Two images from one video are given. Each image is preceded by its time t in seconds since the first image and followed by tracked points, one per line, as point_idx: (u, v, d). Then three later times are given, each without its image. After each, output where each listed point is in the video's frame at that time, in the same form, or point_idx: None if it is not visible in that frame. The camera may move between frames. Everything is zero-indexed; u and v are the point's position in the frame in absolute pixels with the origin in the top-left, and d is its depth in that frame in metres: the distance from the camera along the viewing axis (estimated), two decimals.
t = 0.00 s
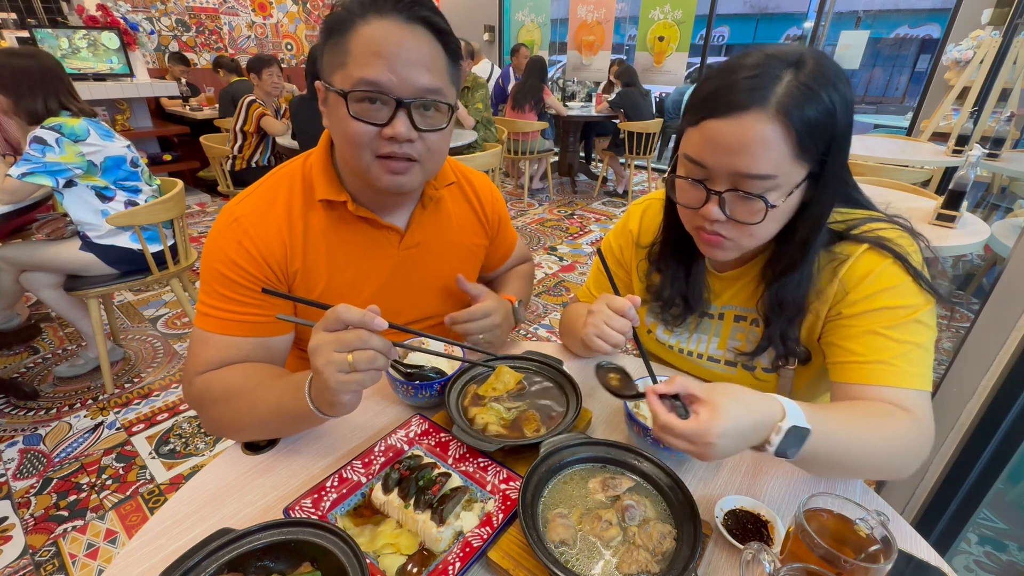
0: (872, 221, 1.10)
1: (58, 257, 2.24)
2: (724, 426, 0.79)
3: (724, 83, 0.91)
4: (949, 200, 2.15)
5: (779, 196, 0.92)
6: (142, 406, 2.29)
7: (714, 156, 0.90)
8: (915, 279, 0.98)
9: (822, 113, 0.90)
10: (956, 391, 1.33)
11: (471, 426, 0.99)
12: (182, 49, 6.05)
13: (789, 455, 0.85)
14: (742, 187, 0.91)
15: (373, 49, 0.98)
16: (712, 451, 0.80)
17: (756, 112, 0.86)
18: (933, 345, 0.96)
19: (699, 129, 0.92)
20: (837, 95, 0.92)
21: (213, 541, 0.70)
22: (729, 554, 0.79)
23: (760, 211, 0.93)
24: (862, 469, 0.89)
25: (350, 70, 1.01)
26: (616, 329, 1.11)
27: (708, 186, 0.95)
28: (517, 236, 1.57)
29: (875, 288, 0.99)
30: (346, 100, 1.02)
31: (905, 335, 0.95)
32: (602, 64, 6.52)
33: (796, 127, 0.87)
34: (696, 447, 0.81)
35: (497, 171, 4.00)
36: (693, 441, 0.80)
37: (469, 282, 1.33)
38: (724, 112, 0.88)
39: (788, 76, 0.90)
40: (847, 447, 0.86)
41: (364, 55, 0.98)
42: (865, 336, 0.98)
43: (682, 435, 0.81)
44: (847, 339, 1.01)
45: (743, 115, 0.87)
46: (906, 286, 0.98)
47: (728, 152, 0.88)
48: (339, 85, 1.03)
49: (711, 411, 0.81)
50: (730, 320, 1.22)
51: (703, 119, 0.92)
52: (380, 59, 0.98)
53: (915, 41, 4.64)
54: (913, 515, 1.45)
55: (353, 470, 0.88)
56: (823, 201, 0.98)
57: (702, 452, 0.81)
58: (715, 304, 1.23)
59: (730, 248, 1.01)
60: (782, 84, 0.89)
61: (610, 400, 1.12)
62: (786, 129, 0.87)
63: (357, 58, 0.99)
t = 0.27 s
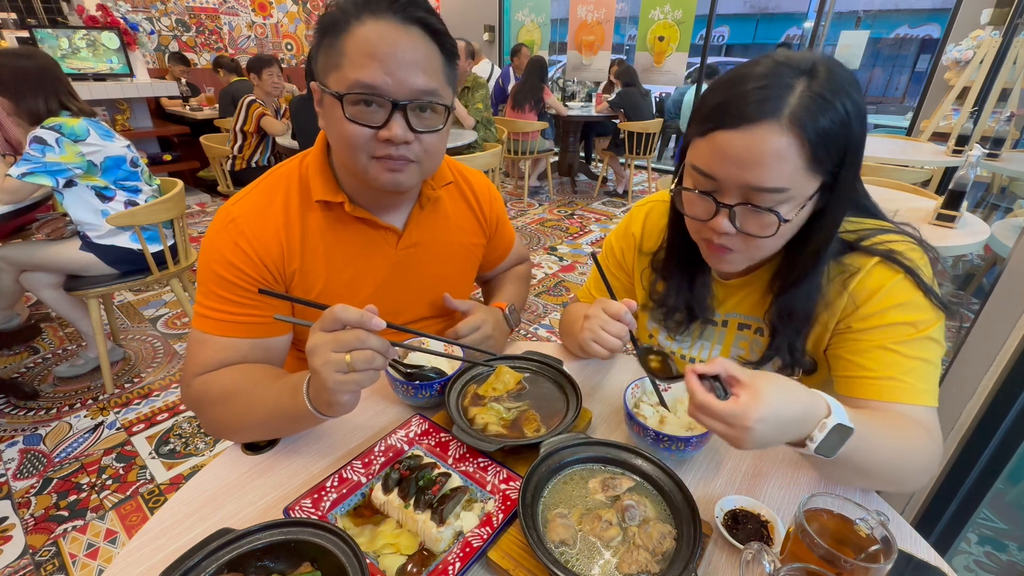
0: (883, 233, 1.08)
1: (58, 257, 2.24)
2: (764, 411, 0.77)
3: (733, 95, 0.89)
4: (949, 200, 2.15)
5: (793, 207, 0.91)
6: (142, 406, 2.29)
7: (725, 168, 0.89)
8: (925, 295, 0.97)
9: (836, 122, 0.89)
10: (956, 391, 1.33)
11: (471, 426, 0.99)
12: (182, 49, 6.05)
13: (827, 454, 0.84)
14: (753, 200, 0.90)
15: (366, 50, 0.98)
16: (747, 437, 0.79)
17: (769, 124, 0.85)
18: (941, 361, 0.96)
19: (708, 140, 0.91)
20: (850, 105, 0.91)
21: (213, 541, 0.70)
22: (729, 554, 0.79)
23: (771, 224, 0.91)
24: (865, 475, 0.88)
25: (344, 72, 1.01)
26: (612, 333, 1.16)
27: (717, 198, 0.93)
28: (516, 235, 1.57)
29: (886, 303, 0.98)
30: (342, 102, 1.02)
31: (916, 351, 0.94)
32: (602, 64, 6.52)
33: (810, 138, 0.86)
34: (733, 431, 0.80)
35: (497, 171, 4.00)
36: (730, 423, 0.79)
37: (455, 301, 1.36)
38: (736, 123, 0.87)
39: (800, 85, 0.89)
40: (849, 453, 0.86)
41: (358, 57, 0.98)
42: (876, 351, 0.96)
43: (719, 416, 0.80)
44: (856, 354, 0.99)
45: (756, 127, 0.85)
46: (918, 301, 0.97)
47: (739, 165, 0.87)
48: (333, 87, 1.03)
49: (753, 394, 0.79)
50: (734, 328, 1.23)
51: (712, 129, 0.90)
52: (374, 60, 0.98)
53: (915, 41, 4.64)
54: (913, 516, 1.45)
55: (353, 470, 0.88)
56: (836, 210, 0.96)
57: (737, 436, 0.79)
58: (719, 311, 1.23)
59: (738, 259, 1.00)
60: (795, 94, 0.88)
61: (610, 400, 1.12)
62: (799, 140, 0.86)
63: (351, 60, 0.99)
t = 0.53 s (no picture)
0: (888, 243, 1.06)
1: (58, 257, 2.24)
2: (783, 390, 0.78)
3: (734, 112, 0.88)
4: (949, 200, 2.14)
5: (795, 225, 0.90)
6: (142, 406, 2.29)
7: (726, 186, 0.88)
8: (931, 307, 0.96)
9: (841, 138, 0.87)
10: (957, 390, 1.33)
11: (471, 426, 1.00)
12: (182, 49, 6.04)
13: (844, 448, 0.82)
14: (756, 218, 0.89)
15: (352, 50, 0.97)
16: (762, 416, 0.80)
17: (773, 142, 0.83)
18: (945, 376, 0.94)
19: (708, 156, 0.89)
20: (854, 118, 0.89)
21: (213, 541, 0.70)
22: (729, 554, 0.79)
23: (776, 242, 0.91)
24: (864, 479, 0.87)
25: (331, 73, 1.01)
26: (610, 335, 1.16)
27: (719, 216, 0.93)
28: (512, 233, 1.57)
29: (887, 315, 0.97)
30: (330, 104, 1.02)
31: (920, 362, 0.92)
32: (602, 64, 6.52)
33: (814, 156, 0.84)
34: (750, 407, 0.81)
35: (497, 171, 4.00)
36: (747, 398, 0.81)
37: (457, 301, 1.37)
38: (738, 142, 0.85)
39: (804, 101, 0.87)
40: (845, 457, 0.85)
41: (343, 56, 0.98)
42: (879, 362, 0.95)
43: (737, 391, 0.81)
44: (857, 365, 0.98)
45: (759, 146, 0.84)
46: (923, 314, 0.95)
47: (742, 185, 0.86)
48: (321, 89, 1.03)
49: (775, 372, 0.80)
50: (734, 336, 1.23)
51: (712, 146, 0.89)
52: (360, 59, 0.98)
53: (915, 41, 4.64)
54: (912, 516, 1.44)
55: (353, 470, 0.88)
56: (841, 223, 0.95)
57: (751, 413, 0.81)
58: (720, 319, 1.23)
59: (741, 275, 1.00)
60: (798, 110, 0.86)
61: (610, 399, 1.12)
62: (802, 157, 0.84)
63: (336, 61, 0.99)
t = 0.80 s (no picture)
0: (887, 249, 1.06)
1: (58, 257, 2.24)
2: (788, 391, 0.78)
3: (730, 135, 0.87)
4: (949, 200, 2.14)
5: (790, 247, 0.91)
6: (142, 406, 2.29)
7: (721, 211, 0.88)
8: (931, 314, 0.95)
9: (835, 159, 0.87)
10: (957, 390, 1.33)
11: (471, 426, 1.00)
12: (182, 49, 6.04)
13: (846, 450, 0.82)
14: (752, 242, 0.90)
15: (371, 63, 0.97)
16: (766, 416, 0.80)
17: (768, 168, 0.83)
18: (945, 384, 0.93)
19: (703, 179, 0.90)
20: (850, 139, 0.89)
21: (213, 541, 0.70)
22: (729, 554, 0.79)
23: (771, 265, 0.91)
24: (865, 481, 0.86)
25: (348, 85, 1.00)
26: (609, 335, 1.16)
27: (714, 239, 0.94)
28: (511, 233, 1.57)
29: (886, 323, 0.96)
30: (347, 116, 1.02)
31: (920, 370, 0.92)
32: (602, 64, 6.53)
33: (808, 181, 0.84)
34: (753, 406, 0.81)
35: (497, 171, 4.00)
36: (751, 398, 0.80)
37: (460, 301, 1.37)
38: (732, 168, 0.85)
39: (800, 123, 0.86)
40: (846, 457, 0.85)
41: (364, 70, 0.97)
42: (877, 370, 0.94)
43: (742, 390, 0.81)
44: (856, 372, 0.98)
45: (754, 171, 0.84)
46: (924, 322, 0.94)
47: (737, 210, 0.86)
48: (336, 100, 1.02)
49: (781, 373, 0.80)
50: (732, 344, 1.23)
51: (707, 170, 0.89)
52: (381, 73, 0.98)
53: (915, 41, 4.64)
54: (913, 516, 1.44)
55: (353, 470, 0.88)
56: (845, 232, 0.95)
57: (756, 413, 0.81)
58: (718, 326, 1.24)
59: (737, 292, 1.01)
60: (794, 133, 0.85)
61: (609, 399, 1.12)
62: (796, 183, 0.84)
63: (354, 72, 0.98)
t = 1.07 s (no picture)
0: (885, 250, 1.06)
1: (58, 257, 2.23)
2: (791, 381, 0.78)
3: (719, 162, 0.87)
4: (949, 200, 2.14)
5: (781, 269, 0.92)
6: (142, 406, 2.29)
7: (712, 236, 0.89)
8: (931, 315, 0.94)
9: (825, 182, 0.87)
10: (957, 390, 1.33)
11: (471, 426, 1.00)
12: (182, 49, 6.04)
13: (849, 445, 0.81)
14: (744, 265, 0.90)
15: (398, 68, 0.98)
16: (768, 407, 0.80)
17: (757, 196, 0.84)
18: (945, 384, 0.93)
19: (693, 205, 0.91)
20: (839, 162, 0.89)
21: (213, 541, 0.70)
22: (729, 555, 0.79)
23: (764, 287, 0.92)
24: (867, 480, 0.86)
25: (374, 88, 1.00)
26: (609, 336, 1.17)
27: (706, 261, 0.95)
28: (512, 236, 1.58)
29: (886, 324, 0.96)
30: (372, 116, 1.02)
31: (921, 371, 0.92)
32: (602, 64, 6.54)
33: (796, 208, 0.85)
34: (756, 395, 0.81)
35: (497, 172, 4.00)
36: (753, 388, 0.81)
37: (464, 296, 1.35)
38: (722, 196, 0.86)
39: (788, 149, 0.87)
40: (849, 451, 0.84)
41: (390, 73, 0.98)
42: (877, 371, 0.94)
43: (744, 380, 0.82)
44: (856, 372, 0.98)
45: (744, 199, 0.84)
46: (924, 322, 0.94)
47: (728, 235, 0.87)
48: (360, 100, 1.02)
49: (785, 364, 0.80)
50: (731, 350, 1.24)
51: (697, 196, 0.89)
52: (406, 77, 0.98)
53: (915, 41, 4.63)
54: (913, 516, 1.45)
55: (353, 470, 0.88)
56: (841, 243, 0.96)
57: (758, 403, 0.81)
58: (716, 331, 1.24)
59: (731, 309, 1.02)
60: (783, 159, 0.86)
61: (609, 399, 1.12)
62: (785, 210, 0.85)
63: (381, 75, 0.99)
